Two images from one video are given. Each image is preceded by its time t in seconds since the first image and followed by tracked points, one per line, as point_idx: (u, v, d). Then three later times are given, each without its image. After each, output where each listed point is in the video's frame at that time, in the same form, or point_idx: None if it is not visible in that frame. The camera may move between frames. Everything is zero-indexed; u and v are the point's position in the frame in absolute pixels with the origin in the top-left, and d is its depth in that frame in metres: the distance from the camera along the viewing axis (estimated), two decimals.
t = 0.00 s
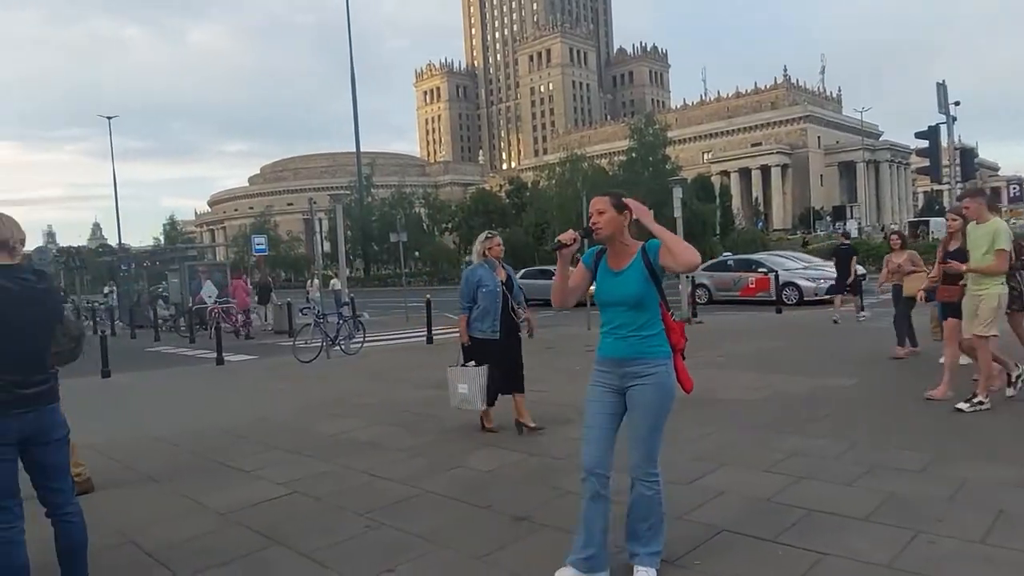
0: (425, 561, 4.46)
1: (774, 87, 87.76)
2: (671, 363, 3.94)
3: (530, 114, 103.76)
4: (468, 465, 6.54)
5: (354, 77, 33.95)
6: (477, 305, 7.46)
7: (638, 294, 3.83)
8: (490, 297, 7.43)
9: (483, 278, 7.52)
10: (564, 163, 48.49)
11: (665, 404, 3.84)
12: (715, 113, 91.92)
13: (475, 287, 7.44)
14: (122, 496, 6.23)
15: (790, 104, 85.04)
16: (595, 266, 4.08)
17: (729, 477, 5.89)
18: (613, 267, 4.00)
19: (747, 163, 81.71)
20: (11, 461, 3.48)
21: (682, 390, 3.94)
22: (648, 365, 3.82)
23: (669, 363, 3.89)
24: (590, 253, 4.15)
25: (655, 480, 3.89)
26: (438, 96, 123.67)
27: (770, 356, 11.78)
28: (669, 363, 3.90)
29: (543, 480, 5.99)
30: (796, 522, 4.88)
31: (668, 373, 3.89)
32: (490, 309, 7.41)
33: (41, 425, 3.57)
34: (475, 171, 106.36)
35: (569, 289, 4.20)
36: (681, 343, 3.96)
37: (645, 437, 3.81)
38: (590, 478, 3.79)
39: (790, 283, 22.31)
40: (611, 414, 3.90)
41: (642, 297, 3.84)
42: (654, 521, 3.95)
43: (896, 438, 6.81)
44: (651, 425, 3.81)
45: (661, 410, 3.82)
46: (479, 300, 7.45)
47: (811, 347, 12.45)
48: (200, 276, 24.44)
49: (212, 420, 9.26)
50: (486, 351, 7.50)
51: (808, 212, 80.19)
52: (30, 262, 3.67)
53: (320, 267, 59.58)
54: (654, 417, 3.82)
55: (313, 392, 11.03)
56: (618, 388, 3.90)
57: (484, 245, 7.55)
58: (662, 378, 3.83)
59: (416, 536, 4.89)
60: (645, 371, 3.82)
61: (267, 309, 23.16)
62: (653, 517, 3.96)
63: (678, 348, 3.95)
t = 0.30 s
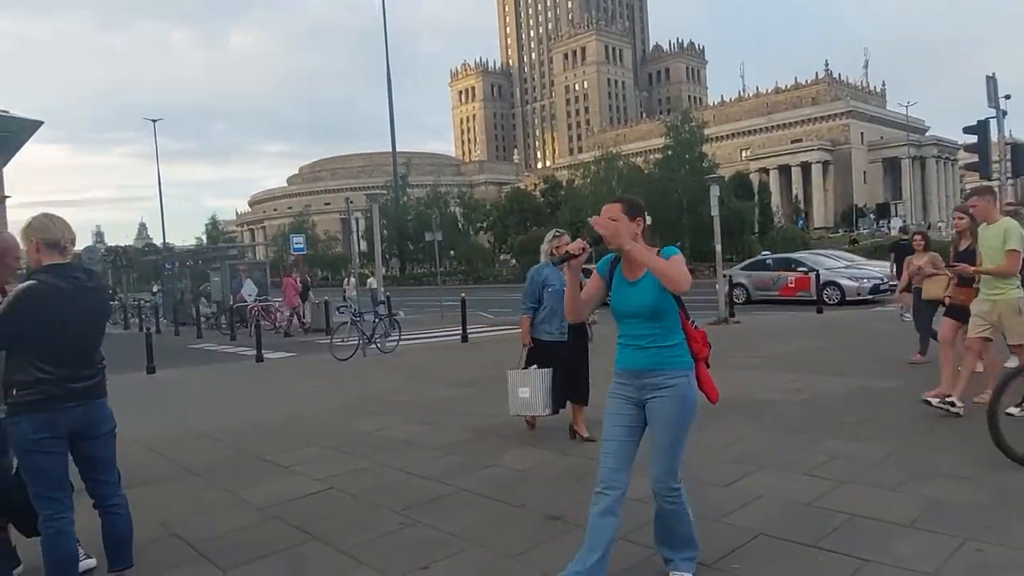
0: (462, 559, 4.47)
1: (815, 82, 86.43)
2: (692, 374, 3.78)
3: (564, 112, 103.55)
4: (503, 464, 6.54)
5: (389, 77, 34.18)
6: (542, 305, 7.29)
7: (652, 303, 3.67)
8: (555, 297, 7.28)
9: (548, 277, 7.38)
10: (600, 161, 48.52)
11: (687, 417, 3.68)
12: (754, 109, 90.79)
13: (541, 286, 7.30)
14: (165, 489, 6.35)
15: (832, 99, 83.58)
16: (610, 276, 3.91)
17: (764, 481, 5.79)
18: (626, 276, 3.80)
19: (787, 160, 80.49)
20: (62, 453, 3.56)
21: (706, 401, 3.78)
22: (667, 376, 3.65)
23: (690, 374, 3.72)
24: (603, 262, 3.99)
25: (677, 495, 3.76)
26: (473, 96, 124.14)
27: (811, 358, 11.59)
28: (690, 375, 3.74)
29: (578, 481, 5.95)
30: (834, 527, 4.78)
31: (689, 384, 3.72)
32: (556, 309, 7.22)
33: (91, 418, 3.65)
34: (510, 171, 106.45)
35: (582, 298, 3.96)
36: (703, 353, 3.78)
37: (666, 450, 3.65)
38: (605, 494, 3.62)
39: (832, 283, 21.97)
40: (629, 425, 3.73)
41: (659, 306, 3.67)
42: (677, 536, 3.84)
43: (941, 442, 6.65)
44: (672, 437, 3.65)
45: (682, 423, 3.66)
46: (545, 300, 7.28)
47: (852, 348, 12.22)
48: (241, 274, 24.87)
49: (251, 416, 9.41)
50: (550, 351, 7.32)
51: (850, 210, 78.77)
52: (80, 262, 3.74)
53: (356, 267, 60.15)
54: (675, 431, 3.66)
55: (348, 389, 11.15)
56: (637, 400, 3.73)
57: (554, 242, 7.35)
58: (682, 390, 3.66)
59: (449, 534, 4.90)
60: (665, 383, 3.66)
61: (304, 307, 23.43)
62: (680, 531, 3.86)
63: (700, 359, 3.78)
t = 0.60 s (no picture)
0: (505, 557, 4.44)
1: (869, 74, 84.27)
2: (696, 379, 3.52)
3: (609, 109, 102.91)
4: (547, 462, 6.51)
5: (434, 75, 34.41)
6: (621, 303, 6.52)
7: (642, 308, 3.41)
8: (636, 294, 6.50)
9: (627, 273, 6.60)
10: (646, 158, 48.18)
11: (690, 425, 3.45)
12: (805, 103, 88.98)
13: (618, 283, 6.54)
14: (216, 481, 6.47)
15: (887, 92, 81.40)
16: (608, 275, 3.65)
17: (814, 484, 5.63)
18: (625, 275, 3.57)
19: (840, 155, 78.68)
20: (122, 442, 3.65)
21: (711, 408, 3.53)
22: (665, 384, 3.42)
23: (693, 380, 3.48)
24: (605, 258, 3.73)
25: (697, 502, 3.56)
26: (517, 94, 124.28)
27: (864, 359, 11.32)
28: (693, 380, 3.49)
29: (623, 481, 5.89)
30: (889, 534, 4.62)
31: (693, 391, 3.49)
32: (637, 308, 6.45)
33: (149, 409, 3.73)
34: (554, 168, 106.19)
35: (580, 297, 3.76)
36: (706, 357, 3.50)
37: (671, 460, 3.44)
38: (623, 504, 3.50)
39: (886, 281, 21.41)
40: (634, 433, 3.55)
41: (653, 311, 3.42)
42: (703, 542, 3.67)
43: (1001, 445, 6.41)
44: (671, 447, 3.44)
45: (686, 430, 3.44)
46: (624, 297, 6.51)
47: (906, 349, 11.90)
48: (290, 272, 25.26)
49: (298, 411, 9.53)
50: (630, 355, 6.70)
51: (905, 206, 76.72)
52: (139, 260, 3.81)
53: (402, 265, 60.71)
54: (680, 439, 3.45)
55: (394, 386, 11.24)
56: (636, 408, 3.54)
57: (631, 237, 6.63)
58: (681, 396, 3.43)
59: (492, 531, 4.90)
60: (663, 391, 3.43)
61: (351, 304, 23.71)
62: (711, 533, 3.67)
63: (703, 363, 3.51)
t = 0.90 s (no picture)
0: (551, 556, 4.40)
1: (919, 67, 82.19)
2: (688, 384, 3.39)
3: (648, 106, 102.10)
4: (584, 461, 6.44)
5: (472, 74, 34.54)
6: (702, 301, 6.04)
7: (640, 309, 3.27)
8: (719, 293, 5.99)
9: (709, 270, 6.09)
10: (685, 154, 47.65)
11: (674, 431, 3.27)
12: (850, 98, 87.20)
13: (700, 280, 6.04)
14: (261, 475, 6.54)
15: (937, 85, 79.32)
16: (605, 274, 3.49)
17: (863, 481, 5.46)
18: (620, 274, 3.40)
19: (887, 150, 76.90)
20: (171, 435, 3.71)
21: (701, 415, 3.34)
22: (652, 387, 3.27)
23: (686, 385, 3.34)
24: (603, 256, 3.56)
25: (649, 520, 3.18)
26: (555, 92, 124.12)
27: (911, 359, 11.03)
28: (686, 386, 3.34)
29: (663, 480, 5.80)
30: (947, 535, 4.40)
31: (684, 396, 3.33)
32: (718, 307, 5.96)
33: (196, 403, 3.79)
34: (592, 166, 105.75)
35: (575, 298, 3.59)
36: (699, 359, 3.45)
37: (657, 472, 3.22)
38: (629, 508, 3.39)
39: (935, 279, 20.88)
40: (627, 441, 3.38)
41: (649, 311, 3.28)
42: None
43: None
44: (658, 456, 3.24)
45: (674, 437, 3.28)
46: (705, 295, 6.02)
47: (956, 350, 11.56)
48: (330, 271, 25.51)
49: (338, 407, 9.59)
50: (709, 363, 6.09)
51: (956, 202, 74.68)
52: (190, 258, 3.87)
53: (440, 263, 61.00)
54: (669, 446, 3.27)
55: (431, 383, 11.27)
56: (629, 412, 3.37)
57: (710, 230, 6.17)
58: (666, 402, 3.27)
59: (530, 529, 4.87)
60: (650, 395, 3.28)
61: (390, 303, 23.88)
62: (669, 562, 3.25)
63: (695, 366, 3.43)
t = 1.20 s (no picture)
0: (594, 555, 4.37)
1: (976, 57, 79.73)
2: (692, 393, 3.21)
3: (691, 101, 100.94)
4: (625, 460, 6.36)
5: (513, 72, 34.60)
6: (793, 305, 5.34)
7: (640, 313, 3.15)
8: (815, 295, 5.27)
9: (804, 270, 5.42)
10: (728, 151, 47.04)
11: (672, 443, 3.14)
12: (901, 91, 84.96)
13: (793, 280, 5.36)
14: (305, 470, 6.60)
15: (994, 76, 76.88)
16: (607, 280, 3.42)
17: (916, 483, 5.29)
18: (620, 280, 3.30)
19: (940, 144, 74.74)
20: (222, 430, 3.80)
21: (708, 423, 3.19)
22: (652, 395, 3.15)
23: (688, 394, 3.16)
24: (604, 261, 3.49)
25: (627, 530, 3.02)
26: (596, 89, 123.58)
27: (967, 360, 10.65)
28: (688, 394, 3.17)
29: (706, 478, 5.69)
30: (1005, 540, 4.23)
31: (687, 404, 3.17)
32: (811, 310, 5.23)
33: (246, 399, 3.87)
34: (633, 163, 104.92)
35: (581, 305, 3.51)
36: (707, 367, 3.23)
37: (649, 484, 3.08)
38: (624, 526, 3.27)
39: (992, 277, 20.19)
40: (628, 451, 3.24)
41: (647, 317, 3.15)
42: None
43: None
44: (653, 466, 3.09)
45: (671, 448, 3.13)
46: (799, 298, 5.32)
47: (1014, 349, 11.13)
48: (372, 269, 25.74)
49: (380, 404, 9.66)
50: (807, 372, 5.28)
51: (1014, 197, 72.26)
52: (240, 257, 3.95)
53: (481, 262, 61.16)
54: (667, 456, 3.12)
55: (473, 381, 11.27)
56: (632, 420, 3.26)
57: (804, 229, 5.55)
58: (667, 410, 3.13)
59: (571, 527, 4.85)
60: (649, 402, 3.16)
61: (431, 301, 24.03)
62: None
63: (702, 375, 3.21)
